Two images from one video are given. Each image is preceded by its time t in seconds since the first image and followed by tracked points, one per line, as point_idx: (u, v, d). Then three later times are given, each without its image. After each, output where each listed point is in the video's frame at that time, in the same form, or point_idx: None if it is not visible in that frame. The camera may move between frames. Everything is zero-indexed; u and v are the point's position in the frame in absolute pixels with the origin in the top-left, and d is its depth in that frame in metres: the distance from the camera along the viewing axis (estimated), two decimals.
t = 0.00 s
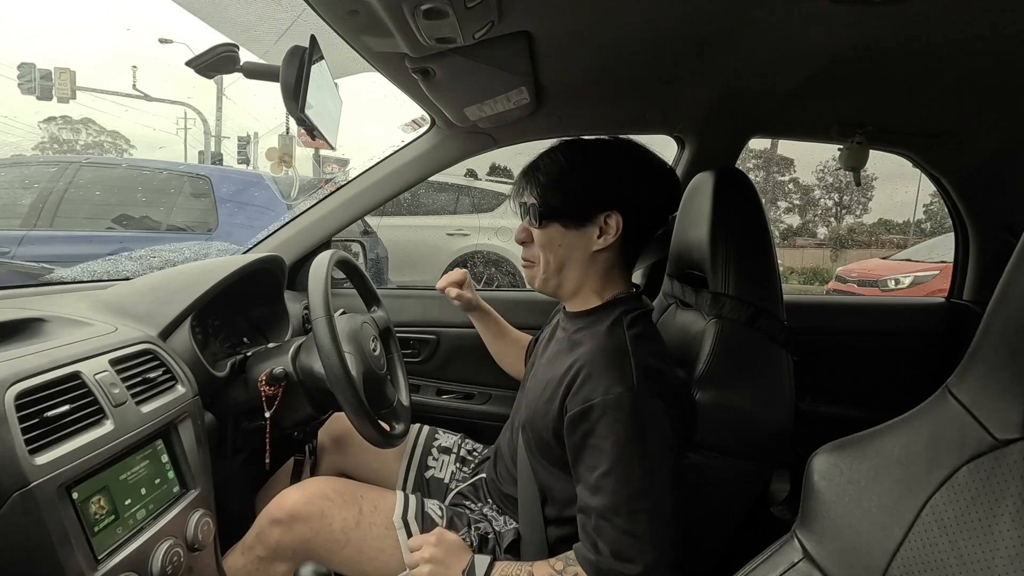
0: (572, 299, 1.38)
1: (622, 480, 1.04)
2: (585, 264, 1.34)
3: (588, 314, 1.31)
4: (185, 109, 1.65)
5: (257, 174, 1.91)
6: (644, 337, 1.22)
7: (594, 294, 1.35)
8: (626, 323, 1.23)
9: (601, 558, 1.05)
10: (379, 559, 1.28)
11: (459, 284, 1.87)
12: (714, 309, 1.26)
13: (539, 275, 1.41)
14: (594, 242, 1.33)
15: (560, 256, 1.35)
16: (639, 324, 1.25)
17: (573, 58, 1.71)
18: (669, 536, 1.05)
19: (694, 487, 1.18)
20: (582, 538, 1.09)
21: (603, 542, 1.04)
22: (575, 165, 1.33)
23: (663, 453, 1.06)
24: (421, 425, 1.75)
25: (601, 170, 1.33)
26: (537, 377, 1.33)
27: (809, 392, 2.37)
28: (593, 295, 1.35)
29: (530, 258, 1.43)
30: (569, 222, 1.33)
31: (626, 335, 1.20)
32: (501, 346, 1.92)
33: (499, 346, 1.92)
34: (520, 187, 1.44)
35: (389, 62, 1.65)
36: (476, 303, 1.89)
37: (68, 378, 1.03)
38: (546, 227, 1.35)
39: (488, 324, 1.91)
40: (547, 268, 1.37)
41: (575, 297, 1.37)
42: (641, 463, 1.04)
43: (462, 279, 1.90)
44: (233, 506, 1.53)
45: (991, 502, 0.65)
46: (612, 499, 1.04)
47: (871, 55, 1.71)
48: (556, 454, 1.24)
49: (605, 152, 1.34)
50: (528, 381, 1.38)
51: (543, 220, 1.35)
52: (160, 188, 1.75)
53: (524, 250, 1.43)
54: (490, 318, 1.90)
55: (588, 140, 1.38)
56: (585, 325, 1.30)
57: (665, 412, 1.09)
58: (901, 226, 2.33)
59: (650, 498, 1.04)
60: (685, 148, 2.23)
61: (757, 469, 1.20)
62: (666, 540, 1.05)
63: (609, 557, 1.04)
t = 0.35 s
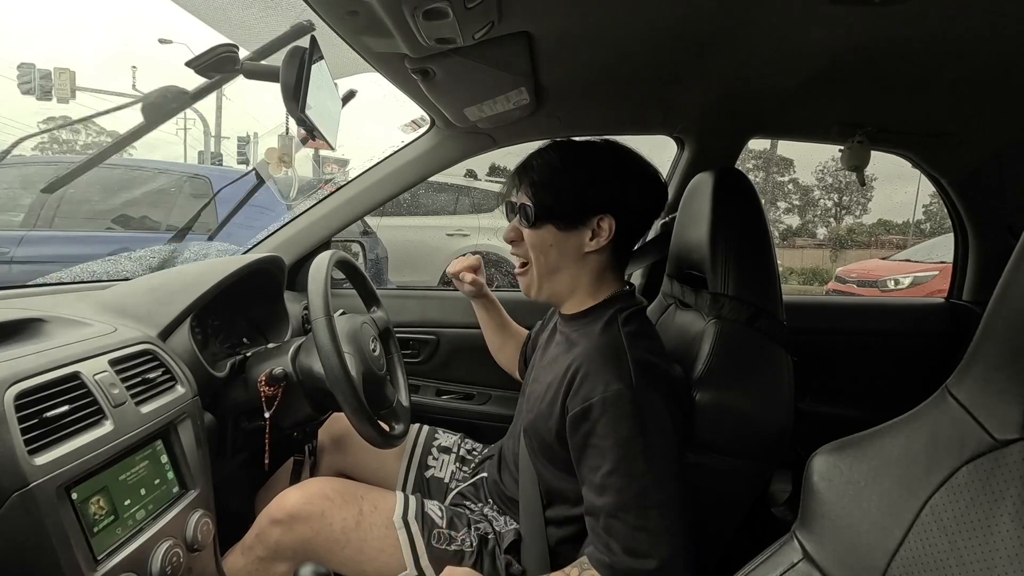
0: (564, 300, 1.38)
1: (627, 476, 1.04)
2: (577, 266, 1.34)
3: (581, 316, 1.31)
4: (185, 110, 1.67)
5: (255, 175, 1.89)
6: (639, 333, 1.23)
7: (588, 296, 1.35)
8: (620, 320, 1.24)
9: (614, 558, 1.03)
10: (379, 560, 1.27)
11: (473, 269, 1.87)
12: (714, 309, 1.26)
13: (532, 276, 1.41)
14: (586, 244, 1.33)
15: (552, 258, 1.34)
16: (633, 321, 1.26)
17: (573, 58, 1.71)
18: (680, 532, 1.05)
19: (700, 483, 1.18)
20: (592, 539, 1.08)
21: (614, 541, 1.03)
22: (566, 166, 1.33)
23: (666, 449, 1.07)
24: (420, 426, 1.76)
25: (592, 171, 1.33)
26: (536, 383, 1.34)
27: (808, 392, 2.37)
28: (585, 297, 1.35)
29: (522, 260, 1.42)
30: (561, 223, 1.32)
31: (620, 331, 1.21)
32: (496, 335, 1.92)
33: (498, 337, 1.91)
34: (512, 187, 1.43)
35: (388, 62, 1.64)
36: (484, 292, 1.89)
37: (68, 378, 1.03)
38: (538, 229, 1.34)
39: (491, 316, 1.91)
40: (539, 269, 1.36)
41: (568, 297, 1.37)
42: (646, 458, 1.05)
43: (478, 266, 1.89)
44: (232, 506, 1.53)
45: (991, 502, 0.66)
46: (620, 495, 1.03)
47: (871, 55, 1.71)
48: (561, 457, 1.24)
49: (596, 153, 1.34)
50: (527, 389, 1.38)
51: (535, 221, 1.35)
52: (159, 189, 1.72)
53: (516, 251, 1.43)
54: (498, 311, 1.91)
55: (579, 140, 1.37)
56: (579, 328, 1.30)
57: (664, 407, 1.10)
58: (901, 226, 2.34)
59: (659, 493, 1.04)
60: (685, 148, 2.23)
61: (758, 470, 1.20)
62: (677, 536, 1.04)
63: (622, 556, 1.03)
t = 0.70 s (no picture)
0: (560, 302, 1.38)
1: (631, 470, 1.04)
2: (569, 268, 1.34)
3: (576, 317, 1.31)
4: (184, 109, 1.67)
5: (257, 176, 1.88)
6: (639, 328, 1.23)
7: (582, 296, 1.35)
8: (617, 316, 1.24)
9: (621, 553, 1.03)
10: (378, 559, 1.27)
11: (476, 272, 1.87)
12: (714, 310, 1.26)
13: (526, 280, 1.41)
14: (576, 246, 1.33)
15: (543, 262, 1.34)
16: (631, 317, 1.26)
17: (573, 58, 1.71)
18: (687, 524, 1.05)
19: (704, 478, 1.18)
20: (599, 533, 1.08)
21: (621, 535, 1.03)
22: (551, 171, 1.32)
23: (669, 443, 1.07)
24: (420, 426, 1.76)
25: (579, 173, 1.32)
26: (536, 381, 1.33)
27: (808, 392, 2.37)
28: (580, 297, 1.35)
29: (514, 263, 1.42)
30: (550, 227, 1.32)
31: (618, 327, 1.21)
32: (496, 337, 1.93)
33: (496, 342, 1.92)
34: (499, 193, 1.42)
35: (388, 62, 1.64)
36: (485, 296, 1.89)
37: (67, 379, 1.03)
38: (527, 235, 1.34)
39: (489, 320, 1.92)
40: (532, 273, 1.36)
41: (563, 299, 1.37)
42: (650, 452, 1.05)
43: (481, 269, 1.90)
44: (232, 506, 1.53)
45: (990, 502, 0.66)
46: (625, 489, 1.04)
47: (871, 55, 1.71)
48: (563, 454, 1.23)
49: (579, 156, 1.33)
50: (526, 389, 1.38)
51: (523, 226, 1.34)
52: (158, 190, 1.71)
53: (507, 256, 1.43)
54: (496, 317, 1.91)
55: (561, 143, 1.36)
56: (575, 327, 1.30)
57: (665, 400, 1.10)
58: (900, 226, 2.34)
59: (665, 486, 1.04)
60: (685, 148, 2.23)
61: (757, 470, 1.20)
62: (684, 528, 1.04)
63: (630, 549, 1.03)
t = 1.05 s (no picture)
0: (556, 302, 1.38)
1: (626, 469, 1.04)
2: (560, 268, 1.34)
3: (573, 316, 1.32)
4: (185, 109, 1.62)
5: (255, 175, 1.91)
6: (638, 328, 1.23)
7: (577, 296, 1.34)
8: (613, 313, 1.25)
9: (620, 553, 1.03)
10: (379, 559, 1.27)
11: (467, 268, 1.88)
12: (713, 310, 1.26)
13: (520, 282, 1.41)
14: (566, 245, 1.33)
15: (534, 263, 1.34)
16: (626, 315, 1.27)
17: (573, 58, 1.71)
18: (684, 523, 1.05)
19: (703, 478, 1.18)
20: (596, 532, 1.07)
21: (617, 534, 1.03)
22: (537, 173, 1.32)
23: (665, 441, 1.07)
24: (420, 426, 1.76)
25: (567, 173, 1.32)
26: (535, 380, 1.33)
27: (808, 393, 2.36)
28: (574, 296, 1.34)
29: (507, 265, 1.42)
30: (539, 228, 1.32)
31: (614, 325, 1.22)
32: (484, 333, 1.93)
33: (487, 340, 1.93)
34: (488, 196, 1.42)
35: (389, 62, 1.64)
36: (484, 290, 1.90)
37: (66, 379, 1.03)
38: (518, 236, 1.34)
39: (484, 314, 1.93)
40: (525, 275, 1.37)
41: (558, 298, 1.37)
42: (646, 450, 1.05)
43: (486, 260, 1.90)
44: (231, 506, 1.53)
45: (990, 503, 0.66)
46: (621, 488, 1.04)
47: (872, 55, 1.71)
48: (562, 453, 1.23)
49: (565, 157, 1.33)
50: (526, 388, 1.38)
51: (513, 229, 1.34)
52: (159, 190, 1.75)
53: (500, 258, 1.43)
54: (490, 311, 1.92)
55: (547, 144, 1.36)
56: (572, 327, 1.30)
57: (661, 398, 1.11)
58: (900, 227, 2.34)
59: (662, 484, 1.04)
60: (685, 149, 2.22)
61: (757, 470, 1.20)
62: (681, 527, 1.04)
63: (625, 548, 1.03)
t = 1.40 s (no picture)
0: (557, 300, 1.37)
1: (629, 472, 1.03)
2: (564, 265, 1.34)
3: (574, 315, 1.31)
4: (185, 110, 1.61)
5: (255, 175, 1.90)
6: (638, 328, 1.23)
7: (579, 295, 1.34)
8: (615, 313, 1.25)
9: (620, 554, 1.03)
10: (378, 559, 1.27)
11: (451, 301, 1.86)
12: (713, 310, 1.26)
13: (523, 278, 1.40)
14: (572, 242, 1.33)
15: (539, 258, 1.34)
16: (627, 316, 1.26)
17: (573, 58, 1.71)
18: (686, 525, 1.04)
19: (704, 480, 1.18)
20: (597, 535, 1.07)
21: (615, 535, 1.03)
22: (547, 169, 1.32)
23: (668, 444, 1.06)
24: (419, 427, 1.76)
25: (576, 170, 1.33)
26: (538, 381, 1.33)
27: (808, 393, 2.36)
28: (577, 295, 1.34)
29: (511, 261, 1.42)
30: (546, 224, 1.32)
31: (617, 326, 1.22)
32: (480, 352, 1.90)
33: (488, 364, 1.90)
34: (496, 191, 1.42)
35: (388, 62, 1.64)
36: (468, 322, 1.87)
37: (66, 379, 1.02)
38: (523, 231, 1.34)
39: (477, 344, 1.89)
40: (528, 271, 1.36)
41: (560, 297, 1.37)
42: (648, 451, 1.05)
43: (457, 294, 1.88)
44: (231, 507, 1.53)
45: (990, 503, 0.66)
46: (623, 488, 1.04)
47: (872, 55, 1.71)
48: (564, 455, 1.23)
49: (577, 153, 1.33)
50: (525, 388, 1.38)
51: (520, 224, 1.34)
52: (159, 190, 1.75)
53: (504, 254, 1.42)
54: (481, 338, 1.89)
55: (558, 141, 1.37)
56: (573, 328, 1.30)
57: (665, 401, 1.10)
58: (900, 227, 2.34)
59: (664, 486, 1.04)
60: (684, 149, 2.22)
61: (758, 470, 1.20)
62: (684, 530, 1.04)
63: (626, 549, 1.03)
